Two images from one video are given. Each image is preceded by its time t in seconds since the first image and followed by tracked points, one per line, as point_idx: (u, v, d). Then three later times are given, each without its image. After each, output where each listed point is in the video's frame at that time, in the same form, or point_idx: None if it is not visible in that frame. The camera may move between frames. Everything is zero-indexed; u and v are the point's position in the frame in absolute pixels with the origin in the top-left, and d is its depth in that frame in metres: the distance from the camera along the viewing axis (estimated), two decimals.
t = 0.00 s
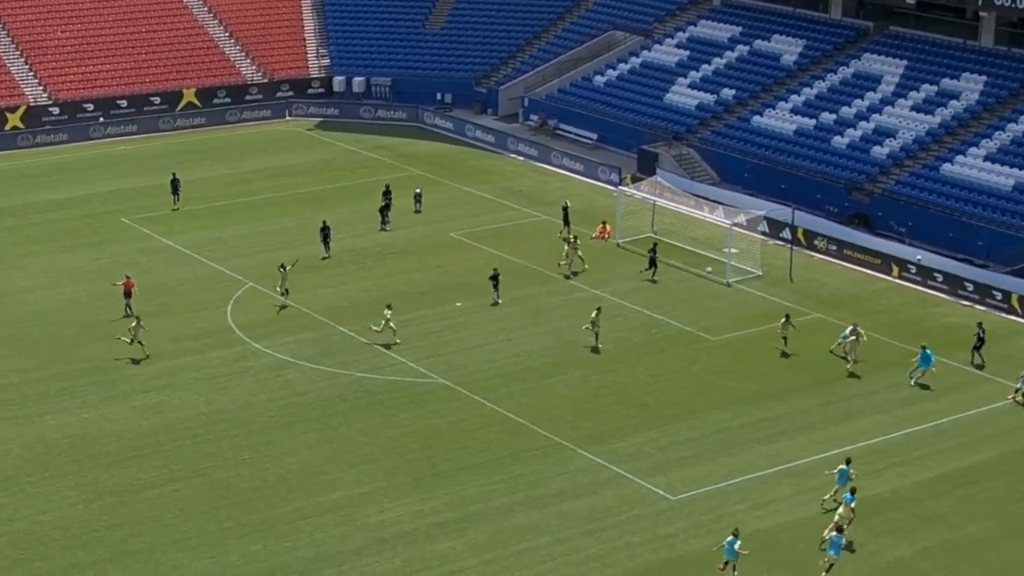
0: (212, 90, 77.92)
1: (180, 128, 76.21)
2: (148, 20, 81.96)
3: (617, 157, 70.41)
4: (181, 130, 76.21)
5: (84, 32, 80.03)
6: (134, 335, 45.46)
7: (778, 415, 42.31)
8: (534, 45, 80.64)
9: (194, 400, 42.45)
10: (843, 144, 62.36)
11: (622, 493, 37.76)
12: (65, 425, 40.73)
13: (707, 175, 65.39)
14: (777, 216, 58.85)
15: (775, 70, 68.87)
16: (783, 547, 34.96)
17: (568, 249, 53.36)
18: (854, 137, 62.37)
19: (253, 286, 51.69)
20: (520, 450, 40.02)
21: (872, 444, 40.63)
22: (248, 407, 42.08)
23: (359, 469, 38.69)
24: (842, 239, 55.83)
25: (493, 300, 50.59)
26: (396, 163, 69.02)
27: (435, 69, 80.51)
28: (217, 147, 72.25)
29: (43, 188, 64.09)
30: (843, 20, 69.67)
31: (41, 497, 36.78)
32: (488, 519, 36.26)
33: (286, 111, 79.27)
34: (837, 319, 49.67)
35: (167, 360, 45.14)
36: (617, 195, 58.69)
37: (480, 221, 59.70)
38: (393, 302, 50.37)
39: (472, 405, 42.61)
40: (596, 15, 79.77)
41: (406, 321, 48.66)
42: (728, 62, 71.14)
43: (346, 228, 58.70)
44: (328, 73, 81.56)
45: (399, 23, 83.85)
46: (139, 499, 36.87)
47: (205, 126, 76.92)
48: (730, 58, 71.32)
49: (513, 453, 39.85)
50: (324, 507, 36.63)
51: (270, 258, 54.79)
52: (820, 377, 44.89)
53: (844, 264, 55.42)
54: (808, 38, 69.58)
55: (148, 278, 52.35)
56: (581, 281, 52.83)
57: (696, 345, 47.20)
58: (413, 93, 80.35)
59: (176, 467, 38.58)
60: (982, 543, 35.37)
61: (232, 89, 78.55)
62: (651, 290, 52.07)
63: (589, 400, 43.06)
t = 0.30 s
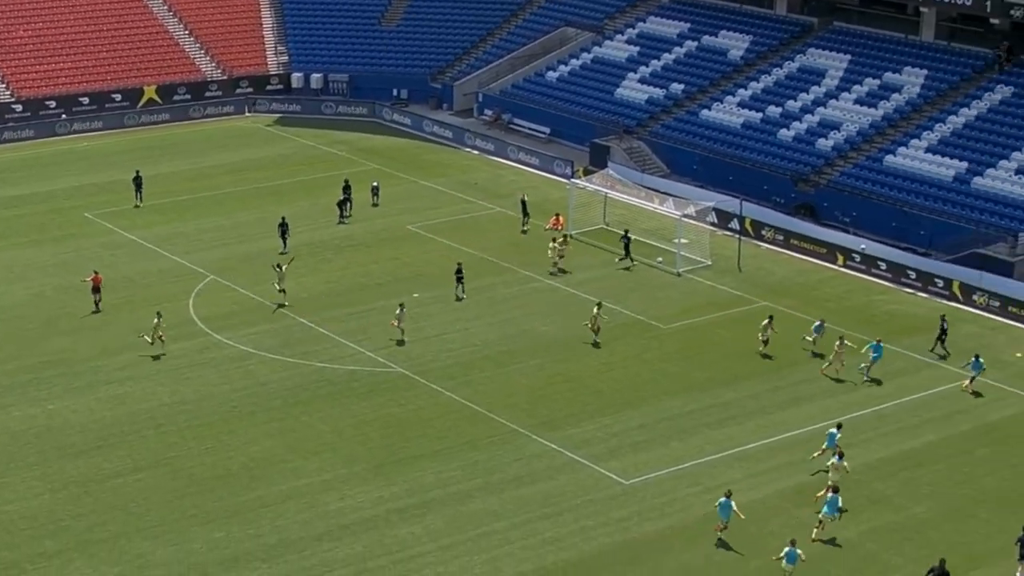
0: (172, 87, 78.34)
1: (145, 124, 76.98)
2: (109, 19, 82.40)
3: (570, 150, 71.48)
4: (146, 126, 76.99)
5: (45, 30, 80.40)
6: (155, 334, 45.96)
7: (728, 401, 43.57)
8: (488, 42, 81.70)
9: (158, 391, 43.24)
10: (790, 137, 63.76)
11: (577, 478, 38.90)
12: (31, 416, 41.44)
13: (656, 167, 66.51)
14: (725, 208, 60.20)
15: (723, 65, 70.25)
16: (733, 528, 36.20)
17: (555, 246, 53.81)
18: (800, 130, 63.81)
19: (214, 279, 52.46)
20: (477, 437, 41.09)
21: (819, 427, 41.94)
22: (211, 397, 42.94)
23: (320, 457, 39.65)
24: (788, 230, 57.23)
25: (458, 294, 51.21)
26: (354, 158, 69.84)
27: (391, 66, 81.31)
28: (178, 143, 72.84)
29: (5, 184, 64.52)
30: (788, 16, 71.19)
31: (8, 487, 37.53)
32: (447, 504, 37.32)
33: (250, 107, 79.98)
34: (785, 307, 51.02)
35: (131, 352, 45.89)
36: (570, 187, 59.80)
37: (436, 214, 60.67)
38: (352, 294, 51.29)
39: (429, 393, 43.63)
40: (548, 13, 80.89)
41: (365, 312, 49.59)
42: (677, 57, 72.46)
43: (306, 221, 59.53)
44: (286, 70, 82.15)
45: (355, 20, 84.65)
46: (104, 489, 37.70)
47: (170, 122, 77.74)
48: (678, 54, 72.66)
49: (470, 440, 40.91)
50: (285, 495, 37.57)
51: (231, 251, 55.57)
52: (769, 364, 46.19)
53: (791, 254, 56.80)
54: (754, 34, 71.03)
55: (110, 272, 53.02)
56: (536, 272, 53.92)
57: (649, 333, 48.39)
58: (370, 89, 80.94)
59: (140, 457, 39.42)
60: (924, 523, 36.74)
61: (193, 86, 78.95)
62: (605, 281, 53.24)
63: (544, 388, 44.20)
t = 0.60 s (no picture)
0: (139, 86, 79.02)
1: (117, 121, 77.76)
2: (76, 18, 83.10)
3: (528, 145, 72.75)
4: (119, 123, 77.82)
5: (13, 29, 80.91)
6: (179, 330, 46.45)
7: (683, 387, 44.95)
8: (448, 41, 82.81)
9: (128, 382, 44.23)
10: (741, 131, 65.25)
11: (537, 463, 40.17)
12: (3, 408, 42.33)
13: (612, 161, 67.91)
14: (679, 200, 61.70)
15: (677, 61, 71.71)
16: (688, 512, 37.52)
17: (544, 245, 54.61)
18: (751, 124, 65.32)
19: (182, 272, 53.40)
20: (440, 425, 42.28)
21: (772, 413, 43.36)
22: (179, 388, 43.95)
23: (286, 445, 40.74)
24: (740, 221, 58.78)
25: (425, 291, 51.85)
26: (318, 153, 70.86)
27: (354, 63, 82.22)
28: (146, 140, 73.51)
29: None
30: (740, 14, 72.82)
31: None
32: (411, 491, 38.50)
33: (222, 104, 80.78)
34: (739, 296, 52.47)
35: (101, 344, 46.82)
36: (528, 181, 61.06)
37: (398, 207, 61.78)
38: (316, 286, 52.35)
39: (393, 383, 44.79)
40: (507, 11, 82.14)
41: (330, 304, 50.68)
42: (632, 55, 73.88)
43: (272, 215, 60.51)
44: (251, 68, 82.76)
45: (319, 19, 85.63)
46: (75, 478, 38.69)
47: (141, 119, 78.65)
48: (633, 51, 74.08)
49: (433, 428, 42.09)
50: (253, 483, 38.65)
51: (199, 245, 56.51)
52: (723, 351, 47.60)
53: (743, 245, 58.33)
54: (708, 31, 72.56)
55: (79, 266, 53.85)
56: (496, 263, 55.16)
57: (606, 323, 49.72)
58: (333, 86, 81.86)
59: (111, 447, 40.42)
60: (871, 504, 38.17)
61: (159, 84, 79.69)
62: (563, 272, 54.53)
63: (505, 376, 45.45)
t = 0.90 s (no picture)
0: (116, 86, 79.79)
1: (99, 119, 78.72)
2: (54, 20, 83.89)
3: (495, 143, 73.98)
4: (99, 122, 78.75)
5: None
6: (212, 326, 47.68)
7: (648, 377, 46.31)
8: (417, 41, 83.84)
9: (107, 375, 45.23)
10: (703, 128, 66.70)
11: (506, 452, 41.40)
12: None
13: (578, 158, 69.28)
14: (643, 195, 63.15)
15: (641, 60, 73.08)
16: (652, 497, 38.81)
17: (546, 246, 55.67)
18: (713, 121, 66.78)
19: (159, 267, 54.38)
20: (412, 415, 43.45)
21: (734, 401, 44.71)
22: (157, 380, 44.98)
23: (262, 436, 41.85)
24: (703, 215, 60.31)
25: (399, 291, 52.66)
26: (291, 151, 71.84)
27: (326, 63, 83.22)
28: (122, 138, 74.35)
29: None
30: (702, 14, 74.30)
31: None
32: (383, 479, 39.67)
33: (201, 105, 81.66)
34: (702, 288, 53.86)
35: (80, 338, 47.78)
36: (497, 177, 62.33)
37: (371, 204, 62.90)
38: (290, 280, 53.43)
39: (366, 374, 45.95)
40: (474, 11, 83.33)
41: (304, 298, 51.76)
42: (596, 54, 75.21)
43: (246, 211, 61.52)
44: (225, 68, 83.72)
45: (290, 20, 86.66)
46: (55, 469, 39.69)
47: (120, 118, 79.64)
48: (598, 50, 75.41)
49: (405, 418, 43.25)
50: (230, 473, 39.73)
51: (175, 241, 57.48)
52: (687, 342, 48.97)
53: (705, 238, 59.84)
54: (670, 31, 73.97)
55: (57, 262, 54.74)
56: (466, 258, 56.38)
57: (573, 315, 51.04)
58: (306, 86, 82.84)
59: (91, 439, 41.44)
60: (831, 488, 39.44)
61: (136, 83, 80.52)
62: (531, 265, 55.80)
63: (476, 367, 46.68)
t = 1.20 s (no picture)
0: (102, 87, 80.35)
1: (88, 119, 79.38)
2: (39, 22, 84.73)
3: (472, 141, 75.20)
4: (88, 121, 79.36)
5: None
6: (247, 326, 48.42)
7: (622, 368, 47.59)
8: (395, 42, 85.00)
9: (93, 369, 46.25)
10: (674, 126, 68.06)
11: (484, 442, 42.61)
12: None
13: (553, 155, 70.59)
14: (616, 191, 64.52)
15: (613, 60, 74.38)
16: (625, 484, 40.04)
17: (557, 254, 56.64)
18: (684, 119, 68.14)
19: (143, 264, 55.37)
20: (392, 407, 44.62)
21: (705, 391, 46.03)
22: (143, 374, 46.02)
23: (245, 428, 42.95)
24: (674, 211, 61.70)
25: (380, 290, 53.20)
26: (273, 150, 72.81)
27: (307, 63, 84.38)
28: (106, 138, 75.16)
29: None
30: (672, 15, 75.71)
31: None
32: (364, 469, 40.83)
33: (188, 105, 82.50)
34: (674, 282, 55.19)
35: (67, 333, 48.77)
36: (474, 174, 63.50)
37: (352, 201, 63.99)
38: (271, 276, 54.49)
39: (347, 367, 47.11)
40: (450, 13, 84.65)
41: (286, 293, 52.85)
42: (570, 54, 76.48)
43: (229, 208, 62.53)
44: (208, 69, 84.64)
45: (271, 21, 88.09)
46: (43, 461, 40.70)
47: (109, 118, 80.33)
48: (571, 51, 76.68)
49: (385, 410, 44.42)
50: (214, 464, 40.82)
51: (159, 238, 58.47)
52: (660, 334, 50.29)
53: (677, 233, 61.23)
54: (642, 31, 75.33)
55: (43, 259, 55.66)
56: (444, 253, 57.57)
57: (549, 308, 52.32)
58: (288, 86, 83.85)
59: (78, 431, 42.46)
60: (800, 474, 40.69)
61: (121, 84, 81.12)
62: (508, 260, 57.03)
63: (455, 360, 47.89)
